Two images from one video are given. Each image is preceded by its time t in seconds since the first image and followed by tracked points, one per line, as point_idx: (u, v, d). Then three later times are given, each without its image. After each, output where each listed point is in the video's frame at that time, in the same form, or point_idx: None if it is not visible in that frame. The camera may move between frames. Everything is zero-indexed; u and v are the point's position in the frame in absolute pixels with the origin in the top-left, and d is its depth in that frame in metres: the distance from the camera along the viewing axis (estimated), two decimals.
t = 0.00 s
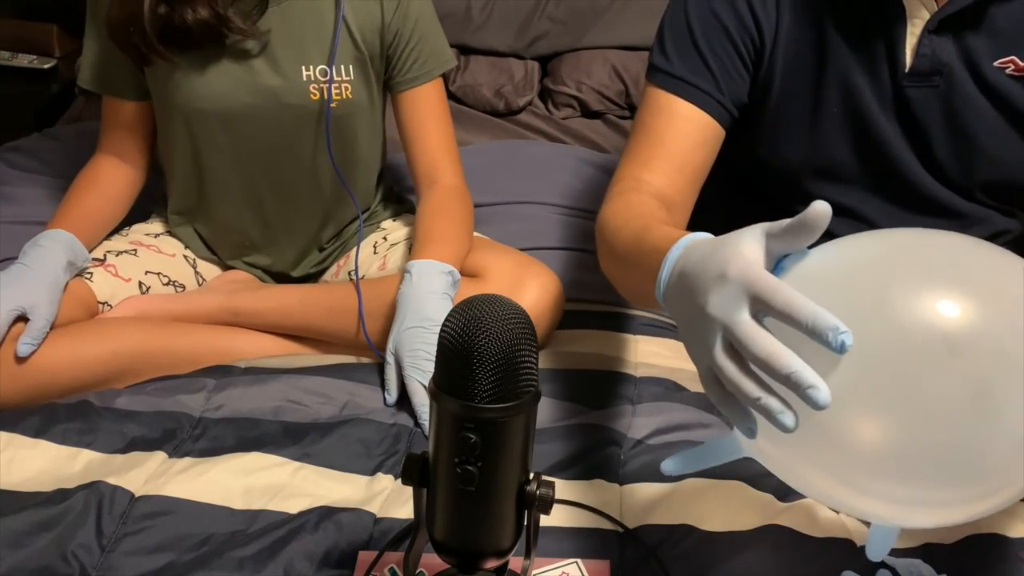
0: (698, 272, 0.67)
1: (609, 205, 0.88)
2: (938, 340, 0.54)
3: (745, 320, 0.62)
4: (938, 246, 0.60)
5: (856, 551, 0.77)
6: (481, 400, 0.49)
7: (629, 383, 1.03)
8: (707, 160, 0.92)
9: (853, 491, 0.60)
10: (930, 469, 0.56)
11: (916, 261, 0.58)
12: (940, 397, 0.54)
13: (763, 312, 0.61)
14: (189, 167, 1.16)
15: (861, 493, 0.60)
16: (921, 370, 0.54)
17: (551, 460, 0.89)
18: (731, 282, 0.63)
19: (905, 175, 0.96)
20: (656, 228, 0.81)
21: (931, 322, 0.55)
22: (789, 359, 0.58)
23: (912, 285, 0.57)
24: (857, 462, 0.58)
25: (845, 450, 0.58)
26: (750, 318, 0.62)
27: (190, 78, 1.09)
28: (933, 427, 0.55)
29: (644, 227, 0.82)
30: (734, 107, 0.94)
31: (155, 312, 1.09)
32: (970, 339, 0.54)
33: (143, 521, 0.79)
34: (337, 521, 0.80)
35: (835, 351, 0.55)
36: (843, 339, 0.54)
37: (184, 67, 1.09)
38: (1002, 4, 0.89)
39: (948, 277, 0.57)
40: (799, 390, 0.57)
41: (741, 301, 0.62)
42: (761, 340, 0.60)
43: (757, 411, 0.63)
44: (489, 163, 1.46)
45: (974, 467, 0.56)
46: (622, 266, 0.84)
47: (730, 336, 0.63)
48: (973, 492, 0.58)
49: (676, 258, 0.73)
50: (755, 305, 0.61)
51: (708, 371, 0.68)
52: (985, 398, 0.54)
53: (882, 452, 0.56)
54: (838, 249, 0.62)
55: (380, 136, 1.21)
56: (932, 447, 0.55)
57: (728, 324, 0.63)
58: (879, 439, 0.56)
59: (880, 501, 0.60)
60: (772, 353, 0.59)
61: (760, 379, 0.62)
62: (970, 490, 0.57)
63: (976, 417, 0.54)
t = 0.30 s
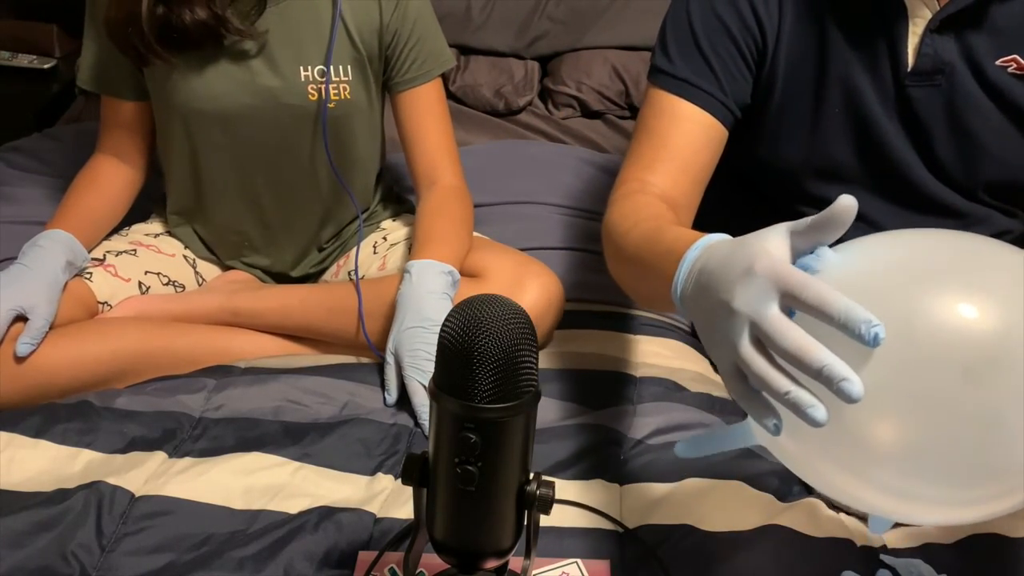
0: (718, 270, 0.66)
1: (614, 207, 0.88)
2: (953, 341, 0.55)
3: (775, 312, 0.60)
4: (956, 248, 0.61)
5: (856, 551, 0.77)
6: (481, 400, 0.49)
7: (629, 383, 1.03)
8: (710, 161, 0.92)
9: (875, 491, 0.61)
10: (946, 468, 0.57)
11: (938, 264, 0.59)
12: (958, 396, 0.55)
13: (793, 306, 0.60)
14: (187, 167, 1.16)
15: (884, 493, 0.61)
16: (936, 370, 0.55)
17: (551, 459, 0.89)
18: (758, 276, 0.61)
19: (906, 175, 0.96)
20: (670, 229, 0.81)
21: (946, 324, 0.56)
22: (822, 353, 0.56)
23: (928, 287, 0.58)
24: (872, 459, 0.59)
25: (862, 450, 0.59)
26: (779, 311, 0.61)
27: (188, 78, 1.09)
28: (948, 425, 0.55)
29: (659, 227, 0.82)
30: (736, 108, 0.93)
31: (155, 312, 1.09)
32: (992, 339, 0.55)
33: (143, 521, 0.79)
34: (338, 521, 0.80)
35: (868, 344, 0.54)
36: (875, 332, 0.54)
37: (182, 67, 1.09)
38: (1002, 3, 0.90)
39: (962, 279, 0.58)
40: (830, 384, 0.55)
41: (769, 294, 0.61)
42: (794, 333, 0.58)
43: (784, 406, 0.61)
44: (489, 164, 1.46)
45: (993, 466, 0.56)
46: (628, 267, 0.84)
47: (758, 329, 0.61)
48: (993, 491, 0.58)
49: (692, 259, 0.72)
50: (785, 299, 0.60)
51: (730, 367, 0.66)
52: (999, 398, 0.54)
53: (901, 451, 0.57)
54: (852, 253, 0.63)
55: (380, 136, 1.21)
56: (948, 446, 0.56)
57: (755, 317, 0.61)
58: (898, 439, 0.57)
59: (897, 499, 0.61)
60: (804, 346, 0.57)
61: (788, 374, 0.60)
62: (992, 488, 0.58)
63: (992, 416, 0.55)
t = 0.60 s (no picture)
0: (724, 267, 0.66)
1: (614, 205, 0.88)
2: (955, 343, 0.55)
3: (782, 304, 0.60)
4: (957, 248, 0.61)
5: (856, 551, 0.77)
6: (481, 400, 0.49)
7: (629, 382, 1.03)
8: (710, 160, 0.92)
9: (878, 491, 0.61)
10: (947, 467, 0.57)
11: (936, 264, 0.59)
12: (956, 395, 0.55)
13: (802, 299, 0.59)
14: (187, 167, 1.16)
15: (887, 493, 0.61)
16: (936, 369, 0.55)
17: (551, 459, 0.89)
18: (767, 268, 0.61)
19: (906, 174, 0.96)
20: (673, 226, 0.81)
21: (947, 324, 0.56)
22: (828, 346, 0.56)
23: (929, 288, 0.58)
24: (872, 459, 0.59)
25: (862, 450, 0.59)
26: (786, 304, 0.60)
27: (188, 79, 1.09)
28: (949, 425, 0.56)
29: (663, 225, 0.82)
30: (737, 107, 0.93)
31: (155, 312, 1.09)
32: (990, 339, 0.55)
33: (143, 521, 0.79)
34: (338, 521, 0.80)
35: (875, 337, 0.54)
36: (883, 325, 0.54)
37: (182, 68, 1.09)
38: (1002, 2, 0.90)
39: (963, 280, 0.58)
40: (836, 376, 0.55)
41: (777, 286, 0.61)
42: (801, 325, 0.58)
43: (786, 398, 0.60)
44: (488, 163, 1.46)
45: (994, 464, 0.56)
46: (630, 265, 0.84)
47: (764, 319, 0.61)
48: (996, 491, 0.58)
49: (695, 256, 0.73)
50: (793, 291, 0.60)
51: (734, 358, 0.65)
52: (999, 398, 0.55)
53: (901, 451, 0.57)
54: (856, 253, 0.63)
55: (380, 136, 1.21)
56: (949, 447, 0.56)
57: (761, 309, 0.61)
58: (898, 439, 0.57)
59: (899, 499, 0.61)
60: (811, 338, 0.57)
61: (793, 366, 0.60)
62: (994, 489, 0.58)
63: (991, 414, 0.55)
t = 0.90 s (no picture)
0: (729, 269, 0.67)
1: (614, 204, 0.88)
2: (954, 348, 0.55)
3: (790, 306, 0.60)
4: (958, 253, 0.61)
5: (856, 551, 0.77)
6: (481, 400, 0.49)
7: (629, 382, 1.03)
8: (710, 159, 0.92)
9: (875, 493, 0.61)
10: (946, 468, 0.57)
11: (934, 269, 0.59)
12: (953, 400, 0.55)
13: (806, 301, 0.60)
14: (187, 167, 1.16)
15: (891, 496, 0.61)
16: (934, 373, 0.55)
17: (551, 459, 0.89)
18: (774, 270, 0.62)
19: (906, 174, 0.96)
20: (675, 226, 0.81)
21: (946, 329, 0.56)
22: (834, 347, 0.56)
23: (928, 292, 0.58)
24: (870, 461, 0.59)
25: (861, 453, 0.59)
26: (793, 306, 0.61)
27: (189, 79, 1.09)
28: (947, 430, 0.56)
29: (664, 225, 0.82)
30: (736, 107, 0.93)
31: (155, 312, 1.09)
32: (986, 343, 0.55)
33: (143, 521, 0.79)
34: (338, 521, 0.80)
35: (881, 341, 0.54)
36: (889, 329, 0.53)
37: (183, 68, 1.09)
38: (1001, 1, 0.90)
39: (964, 285, 0.58)
40: (842, 377, 0.55)
41: (783, 286, 0.61)
42: (807, 326, 0.58)
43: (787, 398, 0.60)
44: (488, 163, 1.46)
45: (992, 469, 0.56)
46: (630, 265, 0.84)
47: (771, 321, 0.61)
48: (995, 497, 0.58)
49: (696, 257, 0.73)
50: (799, 292, 0.60)
51: (735, 356, 0.65)
52: (997, 404, 0.54)
53: (898, 455, 0.57)
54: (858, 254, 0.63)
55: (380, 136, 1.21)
56: (947, 451, 0.56)
57: (768, 310, 0.61)
58: (895, 441, 0.57)
59: (897, 502, 0.61)
60: (816, 339, 0.57)
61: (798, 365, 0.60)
62: (992, 495, 0.58)
63: (986, 414, 0.55)
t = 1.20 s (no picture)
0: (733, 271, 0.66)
1: (614, 205, 0.88)
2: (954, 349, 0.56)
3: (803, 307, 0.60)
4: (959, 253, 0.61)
5: (856, 551, 0.77)
6: (481, 400, 0.49)
7: (629, 382, 1.03)
8: (710, 160, 0.92)
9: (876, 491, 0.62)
10: (946, 469, 0.57)
11: (935, 270, 0.59)
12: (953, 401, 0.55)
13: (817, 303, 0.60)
14: (188, 167, 1.16)
15: (891, 495, 0.61)
16: (934, 374, 0.56)
17: (551, 460, 0.89)
18: (783, 270, 0.62)
19: (906, 174, 0.96)
20: (676, 227, 0.81)
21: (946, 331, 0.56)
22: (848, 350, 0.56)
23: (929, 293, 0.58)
24: (870, 461, 0.59)
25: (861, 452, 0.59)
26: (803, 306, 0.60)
27: (189, 80, 1.09)
28: (945, 431, 0.56)
29: (665, 225, 0.82)
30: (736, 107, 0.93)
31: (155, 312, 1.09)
32: (987, 345, 0.55)
33: (142, 521, 0.79)
34: (338, 522, 0.80)
35: (893, 346, 0.54)
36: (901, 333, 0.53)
37: (183, 69, 1.09)
38: None
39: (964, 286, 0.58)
40: (858, 379, 0.55)
41: (794, 286, 0.61)
42: (821, 329, 0.58)
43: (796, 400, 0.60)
44: (488, 163, 1.46)
45: (991, 469, 0.56)
46: (630, 265, 0.84)
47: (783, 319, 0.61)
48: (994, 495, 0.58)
49: (699, 259, 0.73)
50: (809, 293, 0.60)
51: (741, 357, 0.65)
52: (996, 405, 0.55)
53: (898, 454, 0.58)
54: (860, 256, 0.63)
55: (380, 136, 1.21)
56: (947, 452, 0.56)
57: (781, 307, 0.61)
58: (894, 442, 0.57)
59: (897, 500, 0.61)
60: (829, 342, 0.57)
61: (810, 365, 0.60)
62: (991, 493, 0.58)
63: (984, 415, 0.55)
